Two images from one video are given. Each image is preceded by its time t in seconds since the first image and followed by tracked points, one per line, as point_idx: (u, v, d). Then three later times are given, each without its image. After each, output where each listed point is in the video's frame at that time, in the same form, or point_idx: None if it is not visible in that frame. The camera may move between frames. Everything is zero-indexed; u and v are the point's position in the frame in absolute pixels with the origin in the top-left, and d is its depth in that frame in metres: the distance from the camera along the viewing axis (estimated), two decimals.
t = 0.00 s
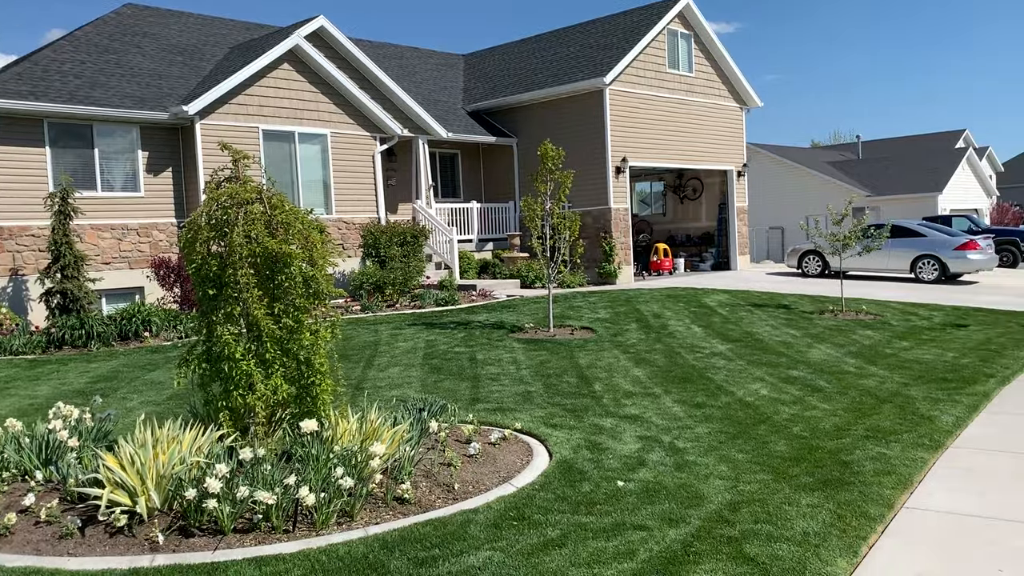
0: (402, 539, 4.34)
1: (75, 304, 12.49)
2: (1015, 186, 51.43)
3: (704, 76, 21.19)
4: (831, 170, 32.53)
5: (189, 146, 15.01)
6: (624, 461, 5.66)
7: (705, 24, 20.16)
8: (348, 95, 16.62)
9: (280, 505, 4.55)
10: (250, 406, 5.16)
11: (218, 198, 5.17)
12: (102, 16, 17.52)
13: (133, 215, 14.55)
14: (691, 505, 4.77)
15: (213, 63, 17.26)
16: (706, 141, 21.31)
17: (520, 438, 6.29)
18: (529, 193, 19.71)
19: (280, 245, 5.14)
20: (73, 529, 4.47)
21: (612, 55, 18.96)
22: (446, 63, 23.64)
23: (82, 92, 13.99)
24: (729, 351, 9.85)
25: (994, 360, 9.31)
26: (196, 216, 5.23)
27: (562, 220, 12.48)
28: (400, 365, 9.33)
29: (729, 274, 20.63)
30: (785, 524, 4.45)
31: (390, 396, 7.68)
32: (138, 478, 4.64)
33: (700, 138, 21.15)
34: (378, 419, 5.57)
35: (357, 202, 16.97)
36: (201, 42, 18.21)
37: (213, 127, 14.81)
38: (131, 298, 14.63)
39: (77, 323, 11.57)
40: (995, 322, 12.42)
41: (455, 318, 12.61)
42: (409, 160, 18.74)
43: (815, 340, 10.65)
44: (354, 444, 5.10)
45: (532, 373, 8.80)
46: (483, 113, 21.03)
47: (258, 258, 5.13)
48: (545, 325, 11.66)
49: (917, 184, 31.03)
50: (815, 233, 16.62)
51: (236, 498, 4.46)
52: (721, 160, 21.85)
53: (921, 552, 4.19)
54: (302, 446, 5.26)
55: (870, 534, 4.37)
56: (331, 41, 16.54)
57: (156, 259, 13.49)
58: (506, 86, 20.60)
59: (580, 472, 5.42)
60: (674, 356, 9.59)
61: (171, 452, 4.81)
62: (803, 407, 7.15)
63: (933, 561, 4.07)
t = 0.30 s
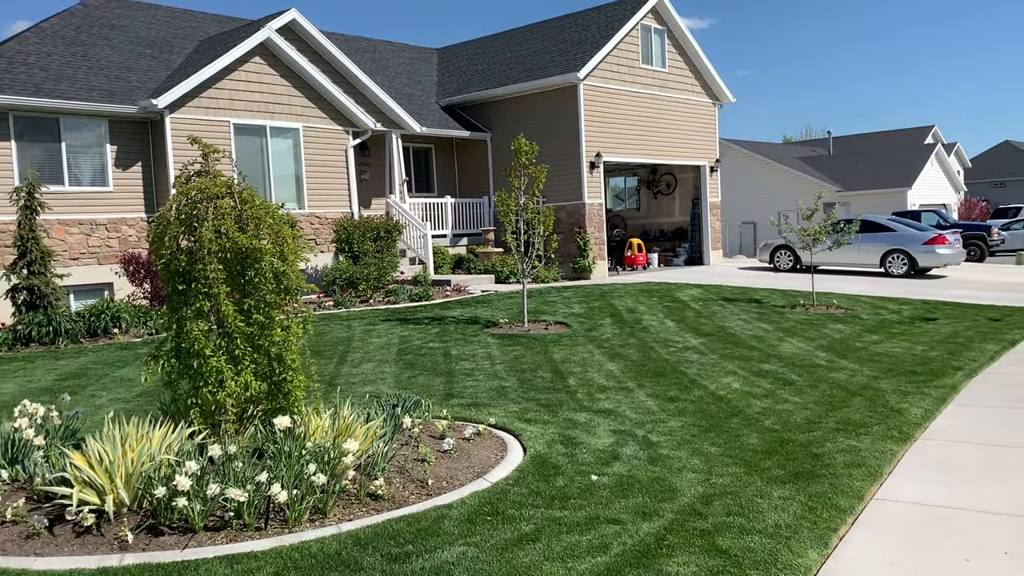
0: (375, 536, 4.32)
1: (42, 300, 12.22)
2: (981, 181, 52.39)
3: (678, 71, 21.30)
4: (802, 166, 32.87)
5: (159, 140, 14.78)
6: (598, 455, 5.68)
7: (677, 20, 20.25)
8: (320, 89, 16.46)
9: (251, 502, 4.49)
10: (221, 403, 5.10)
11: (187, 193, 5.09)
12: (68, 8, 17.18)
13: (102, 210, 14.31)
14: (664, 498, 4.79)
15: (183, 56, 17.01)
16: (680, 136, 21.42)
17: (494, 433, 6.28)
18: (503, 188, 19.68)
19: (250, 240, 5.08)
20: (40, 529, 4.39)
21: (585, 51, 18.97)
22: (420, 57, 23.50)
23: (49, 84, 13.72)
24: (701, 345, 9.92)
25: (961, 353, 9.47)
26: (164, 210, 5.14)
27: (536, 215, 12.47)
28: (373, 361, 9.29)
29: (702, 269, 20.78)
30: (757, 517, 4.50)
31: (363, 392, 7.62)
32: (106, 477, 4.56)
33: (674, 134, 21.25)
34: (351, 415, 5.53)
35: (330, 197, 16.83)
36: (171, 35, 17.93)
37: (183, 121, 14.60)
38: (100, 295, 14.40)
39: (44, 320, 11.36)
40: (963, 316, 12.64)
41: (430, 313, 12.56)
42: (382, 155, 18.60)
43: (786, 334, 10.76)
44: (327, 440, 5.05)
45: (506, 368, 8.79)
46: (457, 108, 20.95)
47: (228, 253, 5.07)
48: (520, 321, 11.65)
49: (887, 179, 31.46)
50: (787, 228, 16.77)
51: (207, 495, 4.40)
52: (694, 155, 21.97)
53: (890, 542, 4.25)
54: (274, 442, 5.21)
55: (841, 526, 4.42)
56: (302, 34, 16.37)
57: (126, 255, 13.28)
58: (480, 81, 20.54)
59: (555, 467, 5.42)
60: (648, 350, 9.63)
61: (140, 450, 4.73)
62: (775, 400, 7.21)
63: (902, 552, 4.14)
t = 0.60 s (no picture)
0: (347, 533, 4.29)
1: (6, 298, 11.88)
2: (947, 178, 53.33)
3: (650, 68, 21.40)
4: (773, 163, 33.23)
5: (127, 135, 14.55)
6: (570, 450, 5.70)
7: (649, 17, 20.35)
8: (291, 84, 16.30)
9: (221, 501, 4.44)
10: (189, 401, 5.04)
11: (153, 188, 5.01)
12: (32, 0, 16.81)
13: (68, 206, 14.05)
14: (636, 493, 4.82)
15: (151, 50, 16.73)
16: (652, 133, 21.54)
17: (466, 429, 6.28)
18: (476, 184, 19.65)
19: (219, 236, 5.02)
20: (4, 531, 4.30)
21: (558, 47, 18.99)
22: (392, 52, 23.37)
23: (13, 78, 13.43)
24: (673, 340, 9.99)
25: (927, 348, 9.64)
26: (131, 206, 5.06)
27: (509, 211, 12.47)
28: (346, 358, 9.23)
29: (674, 265, 20.93)
30: (728, 510, 4.54)
31: (335, 390, 7.57)
32: (72, 476, 4.48)
33: (646, 130, 21.36)
34: (322, 413, 5.48)
35: (301, 193, 16.67)
36: (138, 29, 17.63)
37: (151, 116, 14.38)
38: (68, 292, 14.11)
39: (9, 318, 11.12)
40: (929, 311, 12.86)
41: (402, 310, 12.52)
42: (354, 151, 18.47)
43: (757, 329, 10.89)
44: (298, 438, 5.00)
45: (480, 364, 8.79)
46: (430, 103, 20.86)
47: (196, 249, 5.01)
48: (493, 317, 11.66)
49: (856, 176, 31.90)
50: (757, 224, 16.93)
51: (176, 494, 4.34)
52: (666, 152, 22.11)
53: (857, 535, 4.31)
54: (244, 440, 5.15)
55: (810, 519, 4.48)
56: (273, 28, 16.19)
57: (93, 252, 13.03)
58: (452, 76, 20.47)
59: (527, 463, 5.43)
60: (621, 346, 9.69)
61: (108, 449, 4.66)
62: (745, 394, 7.29)
63: (870, 544, 4.20)
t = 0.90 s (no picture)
0: (319, 533, 4.26)
1: None
2: (915, 176, 54.19)
3: (623, 66, 21.48)
4: (744, 161, 33.53)
5: (95, 131, 14.30)
6: (543, 448, 5.70)
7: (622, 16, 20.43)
8: (261, 80, 16.12)
9: (191, 501, 4.37)
10: (157, 401, 4.96)
11: (120, 185, 4.94)
12: None
13: (34, 204, 13.77)
14: (608, 490, 4.84)
15: (119, 45, 16.44)
16: (625, 131, 21.63)
17: (439, 428, 6.26)
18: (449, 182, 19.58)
19: (188, 234, 4.95)
20: None
21: (531, 45, 19.00)
22: (365, 49, 23.21)
23: None
24: (646, 337, 10.04)
25: (895, 344, 9.79)
26: (97, 203, 4.97)
27: (482, 209, 12.44)
28: (318, 357, 9.16)
29: (647, 262, 21.04)
30: (699, 506, 4.58)
31: (306, 389, 7.50)
32: (38, 478, 4.39)
33: (619, 128, 21.44)
34: (293, 412, 5.42)
35: (273, 190, 16.50)
36: (105, 24, 17.32)
37: (119, 113, 14.14)
38: (34, 291, 13.74)
39: None
40: (897, 308, 13.05)
41: (375, 308, 12.44)
42: (326, 148, 18.31)
43: (728, 326, 10.99)
44: (268, 438, 4.95)
45: (453, 362, 8.77)
46: (403, 100, 20.75)
47: (164, 248, 4.94)
48: (467, 315, 11.63)
49: (826, 175, 32.29)
50: (729, 222, 17.07)
51: (144, 495, 4.27)
52: (639, 150, 22.21)
53: (827, 529, 4.36)
54: (214, 440, 5.08)
55: (780, 514, 4.52)
56: (243, 24, 16.01)
57: (59, 249, 12.76)
58: (425, 73, 20.38)
59: (500, 461, 5.42)
60: (594, 343, 9.72)
61: (74, 450, 4.57)
62: (716, 391, 7.35)
63: (839, 539, 4.25)
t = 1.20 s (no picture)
0: (293, 534, 4.21)
1: None
2: (887, 175, 54.89)
3: (599, 65, 21.53)
4: (720, 160, 33.76)
5: (65, 129, 14.05)
6: (519, 447, 5.69)
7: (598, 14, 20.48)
8: (235, 78, 15.95)
9: (162, 503, 4.30)
10: (128, 402, 4.89)
11: (90, 183, 4.86)
12: None
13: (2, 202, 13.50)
14: (584, 488, 4.84)
15: (89, 42, 16.18)
16: (601, 129, 21.68)
17: (415, 427, 6.23)
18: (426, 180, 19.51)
19: (159, 233, 4.88)
20: None
21: (507, 43, 18.99)
22: (339, 46, 23.05)
23: None
24: (622, 335, 10.08)
25: (868, 341, 9.91)
26: (65, 201, 4.88)
27: (459, 207, 12.41)
28: (292, 357, 9.08)
29: (624, 260, 21.11)
30: (674, 503, 4.59)
31: (280, 389, 7.42)
32: (5, 481, 4.29)
33: (595, 127, 21.49)
34: (267, 412, 5.36)
35: (247, 188, 16.32)
36: (75, 20, 17.04)
37: (90, 110, 13.91)
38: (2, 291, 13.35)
39: None
40: (870, 305, 13.21)
41: (350, 307, 12.35)
42: (301, 146, 18.15)
43: (704, 323, 11.06)
44: (241, 438, 4.88)
45: (429, 361, 8.74)
46: (378, 98, 20.63)
47: (135, 247, 4.87)
48: (443, 313, 11.59)
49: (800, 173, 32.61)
50: (705, 221, 17.18)
51: (115, 497, 4.19)
52: (615, 149, 22.27)
53: (800, 526, 4.40)
54: (186, 441, 5.01)
55: (754, 511, 4.56)
56: (216, 20, 15.83)
57: (28, 249, 12.52)
58: (401, 71, 20.28)
59: (476, 460, 5.41)
60: (570, 341, 9.73)
61: (42, 452, 4.48)
62: (692, 388, 7.40)
63: (812, 535, 4.28)
